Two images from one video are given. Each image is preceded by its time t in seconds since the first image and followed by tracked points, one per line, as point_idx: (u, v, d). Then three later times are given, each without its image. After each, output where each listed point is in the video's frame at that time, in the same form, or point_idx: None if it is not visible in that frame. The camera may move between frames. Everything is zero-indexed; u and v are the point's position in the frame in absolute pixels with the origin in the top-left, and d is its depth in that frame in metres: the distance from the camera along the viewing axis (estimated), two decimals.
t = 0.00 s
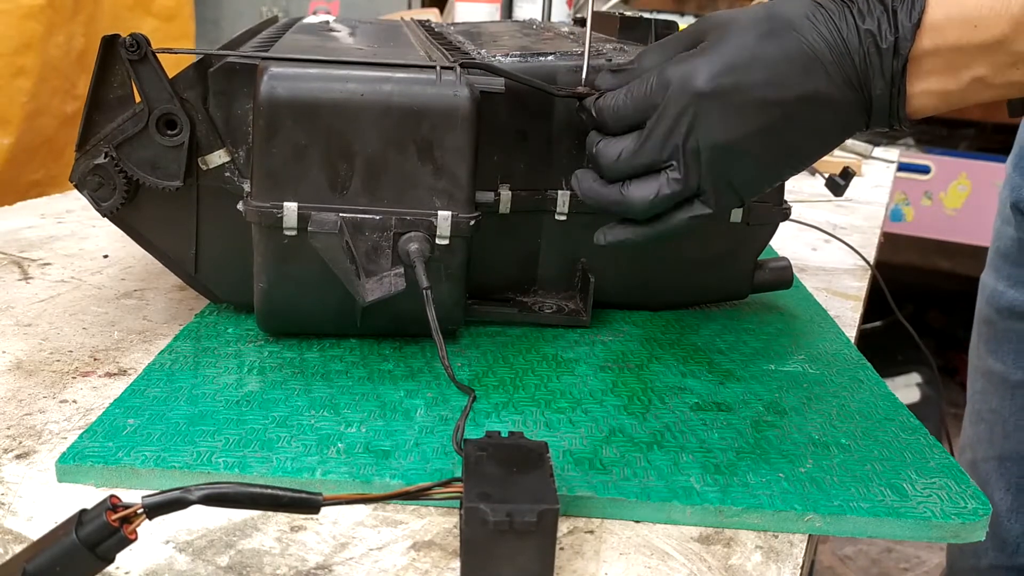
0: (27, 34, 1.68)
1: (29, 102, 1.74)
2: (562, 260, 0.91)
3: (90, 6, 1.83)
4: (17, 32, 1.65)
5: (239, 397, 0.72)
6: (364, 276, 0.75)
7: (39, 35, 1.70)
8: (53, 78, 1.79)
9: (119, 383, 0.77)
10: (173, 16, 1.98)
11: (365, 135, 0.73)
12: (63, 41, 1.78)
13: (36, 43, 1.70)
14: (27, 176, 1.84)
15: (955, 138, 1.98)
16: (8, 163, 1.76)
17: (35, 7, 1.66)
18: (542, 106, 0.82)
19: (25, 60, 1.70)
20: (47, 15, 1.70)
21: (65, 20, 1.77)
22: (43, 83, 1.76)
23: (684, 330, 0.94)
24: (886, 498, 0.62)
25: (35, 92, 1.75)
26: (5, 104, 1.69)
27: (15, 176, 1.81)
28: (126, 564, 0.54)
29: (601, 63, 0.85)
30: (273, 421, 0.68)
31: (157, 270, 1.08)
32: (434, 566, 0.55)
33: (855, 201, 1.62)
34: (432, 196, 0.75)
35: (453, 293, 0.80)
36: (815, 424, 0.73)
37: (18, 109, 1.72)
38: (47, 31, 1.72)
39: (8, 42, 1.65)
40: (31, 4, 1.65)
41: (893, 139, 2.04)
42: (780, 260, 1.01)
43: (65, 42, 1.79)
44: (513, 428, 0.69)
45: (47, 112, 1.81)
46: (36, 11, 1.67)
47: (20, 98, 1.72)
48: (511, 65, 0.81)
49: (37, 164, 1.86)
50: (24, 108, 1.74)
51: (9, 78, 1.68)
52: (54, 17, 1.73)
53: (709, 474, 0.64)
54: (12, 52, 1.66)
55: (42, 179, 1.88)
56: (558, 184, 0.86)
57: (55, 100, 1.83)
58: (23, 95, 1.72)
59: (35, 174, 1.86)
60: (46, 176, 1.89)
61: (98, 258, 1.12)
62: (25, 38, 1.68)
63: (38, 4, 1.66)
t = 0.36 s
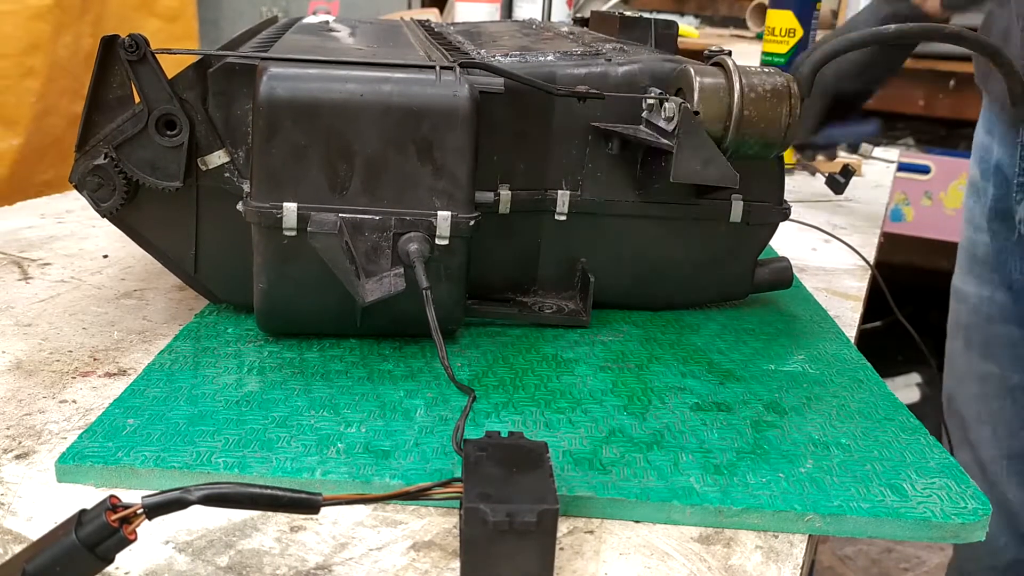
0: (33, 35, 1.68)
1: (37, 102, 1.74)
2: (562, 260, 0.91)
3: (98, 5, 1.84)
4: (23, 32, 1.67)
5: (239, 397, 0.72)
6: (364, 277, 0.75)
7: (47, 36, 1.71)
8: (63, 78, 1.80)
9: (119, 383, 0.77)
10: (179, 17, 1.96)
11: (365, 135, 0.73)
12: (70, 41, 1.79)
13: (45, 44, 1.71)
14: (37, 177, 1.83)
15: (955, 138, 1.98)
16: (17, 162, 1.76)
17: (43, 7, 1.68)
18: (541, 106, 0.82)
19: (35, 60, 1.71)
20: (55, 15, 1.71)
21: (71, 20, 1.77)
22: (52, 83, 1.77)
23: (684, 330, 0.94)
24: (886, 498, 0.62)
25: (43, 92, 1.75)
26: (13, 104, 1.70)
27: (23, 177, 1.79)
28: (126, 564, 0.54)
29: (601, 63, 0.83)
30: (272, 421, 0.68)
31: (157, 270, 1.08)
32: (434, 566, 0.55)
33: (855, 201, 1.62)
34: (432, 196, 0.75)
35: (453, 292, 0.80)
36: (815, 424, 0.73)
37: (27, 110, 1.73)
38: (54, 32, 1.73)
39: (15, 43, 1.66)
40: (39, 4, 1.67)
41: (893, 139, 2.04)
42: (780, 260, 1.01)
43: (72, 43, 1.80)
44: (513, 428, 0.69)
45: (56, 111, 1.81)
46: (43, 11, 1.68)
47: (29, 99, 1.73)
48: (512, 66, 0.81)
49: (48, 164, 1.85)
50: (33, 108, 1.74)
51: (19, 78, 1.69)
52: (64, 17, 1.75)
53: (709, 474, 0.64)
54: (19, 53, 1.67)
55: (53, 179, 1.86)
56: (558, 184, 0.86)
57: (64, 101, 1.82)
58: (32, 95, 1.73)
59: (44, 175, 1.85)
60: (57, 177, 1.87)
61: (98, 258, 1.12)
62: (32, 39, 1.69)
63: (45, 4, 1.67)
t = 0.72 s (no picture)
0: (15, 33, 1.68)
1: (17, 101, 1.74)
2: (562, 260, 0.91)
3: (78, 6, 1.83)
4: (4, 30, 1.66)
5: (239, 397, 0.72)
6: (364, 277, 0.75)
7: (26, 35, 1.71)
8: (43, 78, 1.80)
9: (119, 383, 0.77)
10: (163, 16, 1.97)
11: (365, 135, 0.73)
12: (50, 41, 1.78)
13: (24, 43, 1.71)
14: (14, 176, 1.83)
15: (955, 138, 1.98)
16: None
17: (25, 6, 1.67)
18: (542, 106, 0.82)
19: (13, 59, 1.70)
20: (36, 15, 1.71)
21: (54, 20, 1.77)
22: (30, 83, 1.77)
23: (684, 330, 0.94)
24: (886, 498, 0.62)
25: (22, 91, 1.75)
26: None
27: None
28: (125, 564, 0.54)
29: (601, 62, 0.83)
30: (273, 421, 0.68)
31: (157, 269, 1.08)
32: (433, 567, 0.55)
33: (855, 201, 1.62)
34: (432, 196, 0.75)
35: (453, 292, 0.80)
36: (815, 424, 0.73)
37: (6, 109, 1.72)
38: (35, 31, 1.73)
39: None
40: (22, 3, 1.67)
41: (893, 139, 2.05)
42: (781, 259, 1.01)
43: (52, 42, 1.79)
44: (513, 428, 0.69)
45: (34, 110, 1.80)
46: (25, 10, 1.68)
47: (7, 98, 1.72)
48: (512, 66, 0.82)
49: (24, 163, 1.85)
50: (12, 107, 1.74)
51: None
52: (43, 17, 1.74)
53: (709, 474, 0.64)
54: None
55: (30, 178, 1.87)
56: (558, 184, 0.86)
57: (43, 101, 1.82)
58: (11, 95, 1.72)
59: (22, 173, 1.85)
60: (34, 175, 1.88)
61: (98, 258, 1.12)
62: (12, 38, 1.68)
63: (27, 4, 1.67)
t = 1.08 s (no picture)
0: (28, 34, 1.67)
1: (33, 102, 1.74)
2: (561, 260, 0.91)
3: (95, 5, 1.83)
4: (18, 32, 1.65)
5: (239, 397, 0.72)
6: (364, 277, 0.75)
7: (42, 35, 1.70)
8: (58, 78, 1.80)
9: (119, 383, 0.77)
10: (179, 16, 1.98)
11: (365, 136, 0.73)
12: (65, 40, 1.78)
13: (40, 43, 1.70)
14: (33, 177, 1.82)
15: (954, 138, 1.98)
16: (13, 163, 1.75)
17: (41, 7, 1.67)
18: (542, 107, 0.82)
19: (31, 60, 1.70)
20: (51, 15, 1.70)
21: (69, 19, 1.77)
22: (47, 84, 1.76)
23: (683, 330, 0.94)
24: (885, 498, 0.62)
25: (39, 91, 1.75)
26: (8, 104, 1.70)
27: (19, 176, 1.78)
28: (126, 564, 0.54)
29: (601, 62, 0.84)
30: (273, 421, 0.68)
31: (157, 269, 1.08)
32: (434, 566, 0.55)
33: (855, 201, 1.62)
34: (432, 196, 0.75)
35: (453, 292, 0.80)
36: (815, 425, 0.73)
37: (24, 109, 1.73)
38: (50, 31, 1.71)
39: (11, 44, 1.64)
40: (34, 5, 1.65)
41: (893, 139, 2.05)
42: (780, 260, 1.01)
43: (66, 42, 1.79)
44: (513, 428, 0.69)
45: (51, 111, 1.81)
46: (40, 11, 1.67)
47: (25, 98, 1.72)
48: (512, 66, 0.82)
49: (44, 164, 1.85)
50: (31, 108, 1.74)
51: (13, 79, 1.68)
52: (59, 18, 1.74)
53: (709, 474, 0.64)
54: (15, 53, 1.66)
55: (47, 179, 1.87)
56: (558, 184, 0.86)
57: (58, 102, 1.82)
58: (28, 95, 1.72)
59: (38, 175, 1.84)
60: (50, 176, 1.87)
61: (99, 258, 1.12)
62: (27, 38, 1.67)
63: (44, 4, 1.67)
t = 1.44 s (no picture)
0: (36, 34, 1.68)
1: (42, 102, 1.74)
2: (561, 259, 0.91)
3: (99, 4, 1.83)
4: (25, 32, 1.66)
5: (238, 397, 0.72)
6: (364, 276, 0.74)
7: (49, 34, 1.70)
8: (64, 78, 1.78)
9: (118, 383, 0.77)
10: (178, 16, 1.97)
11: (365, 135, 0.73)
12: (74, 41, 1.78)
13: (49, 42, 1.70)
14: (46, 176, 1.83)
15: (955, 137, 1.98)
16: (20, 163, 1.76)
17: (46, 7, 1.67)
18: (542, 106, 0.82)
19: (39, 60, 1.70)
20: (58, 15, 1.70)
21: (76, 19, 1.77)
22: (55, 85, 1.76)
23: (684, 330, 0.94)
24: (887, 498, 0.62)
25: (47, 91, 1.74)
26: (17, 104, 1.70)
27: (27, 175, 1.79)
28: (126, 565, 0.53)
29: (601, 61, 0.83)
30: (272, 421, 0.68)
31: (157, 270, 1.08)
32: (434, 567, 0.54)
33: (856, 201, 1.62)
34: (432, 195, 0.75)
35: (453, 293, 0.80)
36: (816, 425, 0.73)
37: (32, 109, 1.73)
38: (59, 31, 1.72)
39: (17, 43, 1.65)
40: (41, 4, 1.66)
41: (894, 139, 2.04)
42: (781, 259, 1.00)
43: (76, 42, 1.78)
44: (512, 428, 0.69)
45: (59, 111, 1.80)
46: (46, 11, 1.67)
47: (32, 98, 1.72)
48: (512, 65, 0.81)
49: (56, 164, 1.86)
50: (38, 107, 1.74)
51: (20, 79, 1.69)
52: (67, 17, 1.74)
53: (710, 474, 0.64)
54: (23, 53, 1.67)
55: (54, 180, 1.86)
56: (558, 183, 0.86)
57: (66, 100, 1.81)
58: (36, 95, 1.72)
59: (49, 175, 1.84)
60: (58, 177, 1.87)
61: (97, 258, 1.12)
62: (35, 39, 1.68)
63: (49, 4, 1.67)
